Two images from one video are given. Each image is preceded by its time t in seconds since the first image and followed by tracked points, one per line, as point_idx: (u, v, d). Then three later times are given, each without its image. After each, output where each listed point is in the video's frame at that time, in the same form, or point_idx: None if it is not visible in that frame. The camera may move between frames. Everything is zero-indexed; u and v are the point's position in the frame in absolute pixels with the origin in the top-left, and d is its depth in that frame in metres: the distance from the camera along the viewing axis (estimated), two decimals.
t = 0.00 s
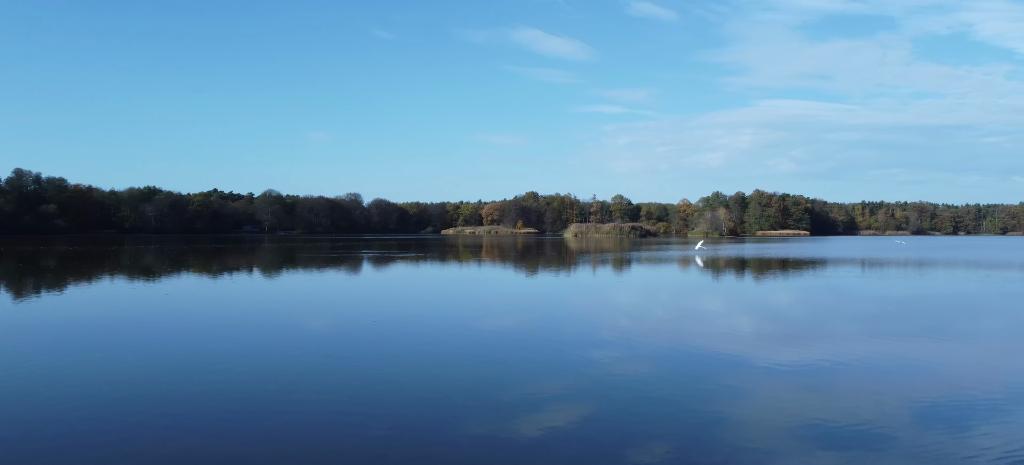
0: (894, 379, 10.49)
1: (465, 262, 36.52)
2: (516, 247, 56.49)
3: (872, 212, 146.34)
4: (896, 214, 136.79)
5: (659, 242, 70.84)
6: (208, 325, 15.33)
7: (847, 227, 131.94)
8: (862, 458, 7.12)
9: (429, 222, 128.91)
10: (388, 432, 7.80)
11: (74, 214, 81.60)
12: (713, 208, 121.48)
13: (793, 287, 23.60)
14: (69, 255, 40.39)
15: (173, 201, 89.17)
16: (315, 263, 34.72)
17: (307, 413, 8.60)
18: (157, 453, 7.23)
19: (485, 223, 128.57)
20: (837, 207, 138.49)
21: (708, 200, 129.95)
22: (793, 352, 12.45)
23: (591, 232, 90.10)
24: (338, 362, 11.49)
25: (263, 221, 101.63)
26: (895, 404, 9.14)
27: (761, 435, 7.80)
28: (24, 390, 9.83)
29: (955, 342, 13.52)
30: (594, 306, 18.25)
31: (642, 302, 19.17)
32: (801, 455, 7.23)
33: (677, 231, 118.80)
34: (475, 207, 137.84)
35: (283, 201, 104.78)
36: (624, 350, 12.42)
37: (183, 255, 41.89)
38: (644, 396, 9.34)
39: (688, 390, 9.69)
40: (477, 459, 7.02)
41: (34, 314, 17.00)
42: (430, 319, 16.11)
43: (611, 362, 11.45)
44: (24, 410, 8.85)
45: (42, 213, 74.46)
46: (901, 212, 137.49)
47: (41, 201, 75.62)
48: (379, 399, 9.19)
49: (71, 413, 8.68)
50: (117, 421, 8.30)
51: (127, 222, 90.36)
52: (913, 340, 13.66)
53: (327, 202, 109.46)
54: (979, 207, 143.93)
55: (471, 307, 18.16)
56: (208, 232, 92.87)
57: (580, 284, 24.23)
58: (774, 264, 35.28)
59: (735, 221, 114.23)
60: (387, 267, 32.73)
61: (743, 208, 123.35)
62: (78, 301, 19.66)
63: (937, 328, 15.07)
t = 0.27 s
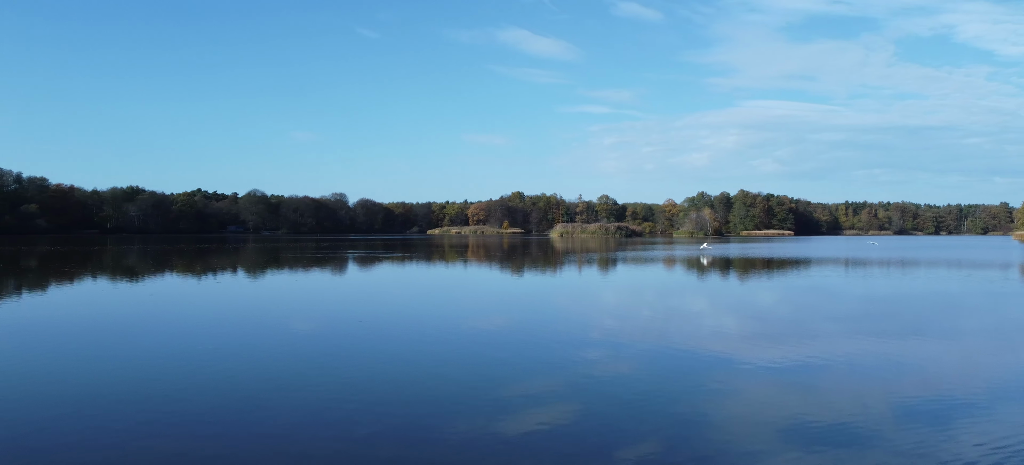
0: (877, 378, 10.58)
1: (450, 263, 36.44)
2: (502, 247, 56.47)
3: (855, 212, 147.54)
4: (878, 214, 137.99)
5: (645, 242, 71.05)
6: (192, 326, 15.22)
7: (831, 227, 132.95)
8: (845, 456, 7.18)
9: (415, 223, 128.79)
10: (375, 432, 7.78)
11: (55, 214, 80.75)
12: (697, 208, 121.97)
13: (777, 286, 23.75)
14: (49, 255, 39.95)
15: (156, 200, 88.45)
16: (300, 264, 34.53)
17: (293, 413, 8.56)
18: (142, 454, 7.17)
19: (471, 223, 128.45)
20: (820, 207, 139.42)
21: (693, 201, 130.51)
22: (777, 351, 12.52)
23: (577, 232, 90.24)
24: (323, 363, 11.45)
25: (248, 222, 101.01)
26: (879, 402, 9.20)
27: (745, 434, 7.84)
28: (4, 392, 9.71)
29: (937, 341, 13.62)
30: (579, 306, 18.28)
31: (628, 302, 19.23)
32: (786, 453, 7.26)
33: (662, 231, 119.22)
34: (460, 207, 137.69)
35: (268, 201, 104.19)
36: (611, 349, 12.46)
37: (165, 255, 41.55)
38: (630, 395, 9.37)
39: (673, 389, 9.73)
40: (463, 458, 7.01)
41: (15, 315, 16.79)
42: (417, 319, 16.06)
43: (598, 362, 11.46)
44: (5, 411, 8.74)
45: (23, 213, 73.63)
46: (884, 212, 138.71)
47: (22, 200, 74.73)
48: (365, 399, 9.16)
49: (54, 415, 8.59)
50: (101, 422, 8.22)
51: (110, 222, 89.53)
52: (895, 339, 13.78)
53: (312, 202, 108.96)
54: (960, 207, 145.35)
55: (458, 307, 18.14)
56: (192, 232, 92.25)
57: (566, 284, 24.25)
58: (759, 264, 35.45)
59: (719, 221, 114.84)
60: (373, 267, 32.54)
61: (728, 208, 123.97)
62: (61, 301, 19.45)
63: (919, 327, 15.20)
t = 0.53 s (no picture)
0: (861, 377, 10.65)
1: (438, 262, 36.35)
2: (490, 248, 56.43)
3: (841, 212, 148.46)
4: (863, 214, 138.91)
5: (632, 242, 71.16)
6: (177, 327, 15.09)
7: (816, 227, 133.75)
8: (833, 455, 7.22)
9: (402, 223, 128.54)
10: (363, 434, 7.74)
11: (38, 214, 79.95)
12: (684, 209, 122.42)
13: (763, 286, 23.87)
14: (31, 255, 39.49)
15: (141, 200, 87.77)
16: (287, 264, 34.33)
17: (280, 415, 8.50)
18: (126, 456, 7.11)
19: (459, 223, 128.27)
20: (805, 207, 140.29)
21: (680, 201, 130.89)
22: (763, 350, 12.57)
23: (564, 232, 90.29)
24: (309, 363, 11.40)
25: (234, 222, 100.41)
26: (863, 401, 9.26)
27: (734, 433, 7.87)
28: None
29: (921, 340, 13.72)
30: (567, 305, 18.29)
31: (615, 301, 19.26)
32: (771, 452, 7.29)
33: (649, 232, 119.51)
34: (448, 207, 137.47)
35: (254, 201, 103.62)
36: (598, 349, 12.47)
37: (150, 255, 41.20)
38: (617, 395, 9.37)
39: (661, 389, 9.75)
40: (452, 459, 6.99)
41: None
42: (404, 319, 16.00)
43: (585, 362, 11.47)
44: None
45: (6, 213, 72.90)
46: (869, 212, 139.66)
47: (5, 200, 73.82)
48: (353, 400, 9.12)
49: (37, 417, 8.50)
50: (85, 424, 8.15)
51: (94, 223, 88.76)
52: (880, 338, 13.87)
53: (299, 202, 108.48)
54: (943, 207, 146.70)
55: (445, 307, 18.09)
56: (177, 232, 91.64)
57: (554, 284, 24.24)
58: (745, 264, 35.56)
59: (706, 221, 115.25)
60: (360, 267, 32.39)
61: (714, 208, 124.39)
62: (43, 302, 19.22)
63: (903, 327, 15.32)
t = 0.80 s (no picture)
0: (846, 375, 10.72)
1: (424, 263, 36.25)
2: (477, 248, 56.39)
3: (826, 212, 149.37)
4: (848, 215, 139.82)
5: (619, 242, 71.27)
6: (163, 328, 14.99)
7: (802, 227, 134.52)
8: (819, 454, 7.25)
9: (389, 223, 128.23)
10: (349, 435, 7.69)
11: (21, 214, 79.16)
12: (671, 209, 122.81)
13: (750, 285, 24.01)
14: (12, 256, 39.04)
15: (125, 200, 87.05)
16: (273, 264, 34.15)
17: (266, 416, 8.45)
18: (112, 457, 7.06)
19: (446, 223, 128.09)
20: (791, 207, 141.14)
21: (666, 201, 131.27)
22: (748, 350, 12.63)
23: (552, 232, 90.34)
24: (296, 364, 11.35)
25: (220, 222, 99.82)
26: (848, 400, 9.33)
27: (720, 433, 7.89)
28: None
29: (905, 339, 13.83)
30: (554, 306, 18.30)
31: (602, 301, 19.29)
32: (757, 451, 7.33)
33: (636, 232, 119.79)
34: (435, 207, 137.25)
35: (240, 201, 103.04)
36: (584, 349, 12.49)
37: (135, 256, 40.85)
38: (604, 395, 9.38)
39: (649, 389, 9.77)
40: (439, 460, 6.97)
41: None
42: (391, 320, 15.95)
43: (571, 361, 11.49)
44: None
45: None
46: (854, 212, 140.60)
47: None
48: (341, 401, 9.08)
49: (21, 418, 8.43)
50: (69, 426, 8.09)
51: (78, 223, 87.98)
52: (864, 337, 13.96)
53: (285, 202, 107.97)
54: (927, 207, 147.97)
55: (432, 308, 18.06)
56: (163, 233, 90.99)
57: (540, 284, 24.24)
58: (731, 264, 35.68)
59: (693, 221, 115.66)
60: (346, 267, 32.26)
61: (701, 208, 124.84)
62: (26, 303, 19.00)
63: (888, 326, 15.45)
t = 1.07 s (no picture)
0: (831, 374, 10.78)
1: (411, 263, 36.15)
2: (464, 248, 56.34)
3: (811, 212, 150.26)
4: (833, 215, 140.72)
5: (606, 242, 71.39)
6: (149, 328, 14.87)
7: (788, 227, 135.26)
8: (804, 452, 7.29)
9: (376, 223, 127.88)
10: (336, 436, 7.66)
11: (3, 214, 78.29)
12: (657, 209, 123.18)
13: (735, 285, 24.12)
14: None
15: (110, 200, 86.29)
16: (259, 264, 33.95)
17: (253, 417, 8.40)
18: (96, 459, 7.00)
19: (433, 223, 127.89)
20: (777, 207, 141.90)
21: (653, 201, 131.65)
22: (734, 349, 12.67)
23: (539, 232, 90.41)
24: (282, 364, 11.30)
25: (205, 222, 99.19)
26: (833, 398, 9.38)
27: (706, 432, 7.92)
28: None
29: (889, 338, 13.92)
30: (541, 305, 18.31)
31: (589, 301, 19.33)
32: (743, 450, 7.35)
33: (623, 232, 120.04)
34: (422, 207, 137.02)
35: (226, 201, 102.45)
36: (571, 349, 12.50)
37: (119, 256, 40.52)
38: (590, 395, 9.39)
39: (635, 388, 9.79)
40: (426, 461, 6.95)
41: None
42: (378, 320, 15.91)
43: (558, 361, 11.50)
44: None
45: None
46: (838, 212, 141.53)
47: None
48: (328, 401, 9.05)
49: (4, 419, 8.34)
50: (53, 427, 8.01)
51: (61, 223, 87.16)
52: (848, 337, 14.04)
53: (271, 202, 107.42)
54: (911, 207, 149.20)
55: (419, 308, 18.02)
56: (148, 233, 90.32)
57: (528, 284, 24.25)
58: (717, 263, 35.82)
59: (679, 221, 116.06)
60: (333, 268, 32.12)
61: (687, 208, 125.26)
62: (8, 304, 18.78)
63: (873, 325, 15.56)
